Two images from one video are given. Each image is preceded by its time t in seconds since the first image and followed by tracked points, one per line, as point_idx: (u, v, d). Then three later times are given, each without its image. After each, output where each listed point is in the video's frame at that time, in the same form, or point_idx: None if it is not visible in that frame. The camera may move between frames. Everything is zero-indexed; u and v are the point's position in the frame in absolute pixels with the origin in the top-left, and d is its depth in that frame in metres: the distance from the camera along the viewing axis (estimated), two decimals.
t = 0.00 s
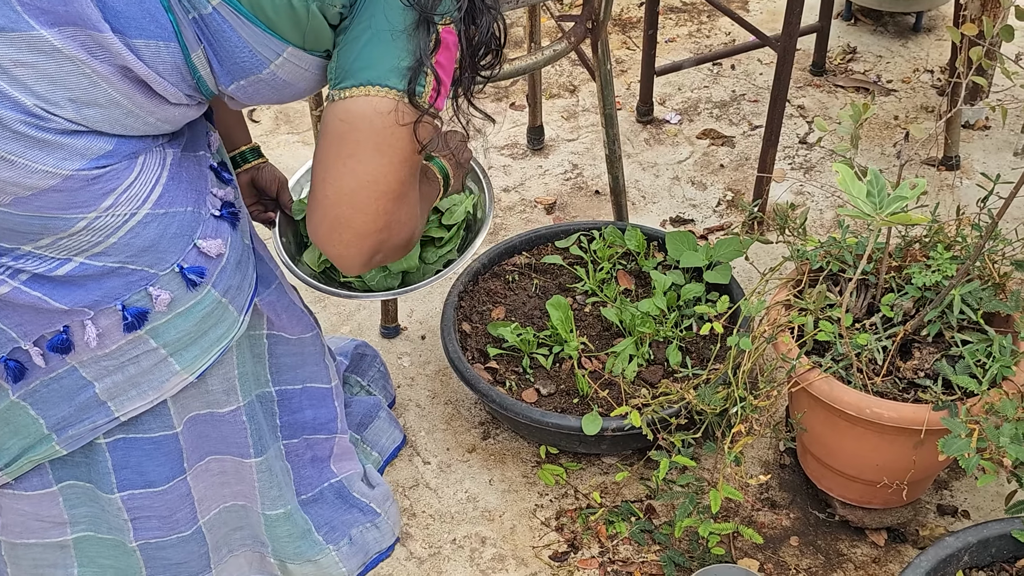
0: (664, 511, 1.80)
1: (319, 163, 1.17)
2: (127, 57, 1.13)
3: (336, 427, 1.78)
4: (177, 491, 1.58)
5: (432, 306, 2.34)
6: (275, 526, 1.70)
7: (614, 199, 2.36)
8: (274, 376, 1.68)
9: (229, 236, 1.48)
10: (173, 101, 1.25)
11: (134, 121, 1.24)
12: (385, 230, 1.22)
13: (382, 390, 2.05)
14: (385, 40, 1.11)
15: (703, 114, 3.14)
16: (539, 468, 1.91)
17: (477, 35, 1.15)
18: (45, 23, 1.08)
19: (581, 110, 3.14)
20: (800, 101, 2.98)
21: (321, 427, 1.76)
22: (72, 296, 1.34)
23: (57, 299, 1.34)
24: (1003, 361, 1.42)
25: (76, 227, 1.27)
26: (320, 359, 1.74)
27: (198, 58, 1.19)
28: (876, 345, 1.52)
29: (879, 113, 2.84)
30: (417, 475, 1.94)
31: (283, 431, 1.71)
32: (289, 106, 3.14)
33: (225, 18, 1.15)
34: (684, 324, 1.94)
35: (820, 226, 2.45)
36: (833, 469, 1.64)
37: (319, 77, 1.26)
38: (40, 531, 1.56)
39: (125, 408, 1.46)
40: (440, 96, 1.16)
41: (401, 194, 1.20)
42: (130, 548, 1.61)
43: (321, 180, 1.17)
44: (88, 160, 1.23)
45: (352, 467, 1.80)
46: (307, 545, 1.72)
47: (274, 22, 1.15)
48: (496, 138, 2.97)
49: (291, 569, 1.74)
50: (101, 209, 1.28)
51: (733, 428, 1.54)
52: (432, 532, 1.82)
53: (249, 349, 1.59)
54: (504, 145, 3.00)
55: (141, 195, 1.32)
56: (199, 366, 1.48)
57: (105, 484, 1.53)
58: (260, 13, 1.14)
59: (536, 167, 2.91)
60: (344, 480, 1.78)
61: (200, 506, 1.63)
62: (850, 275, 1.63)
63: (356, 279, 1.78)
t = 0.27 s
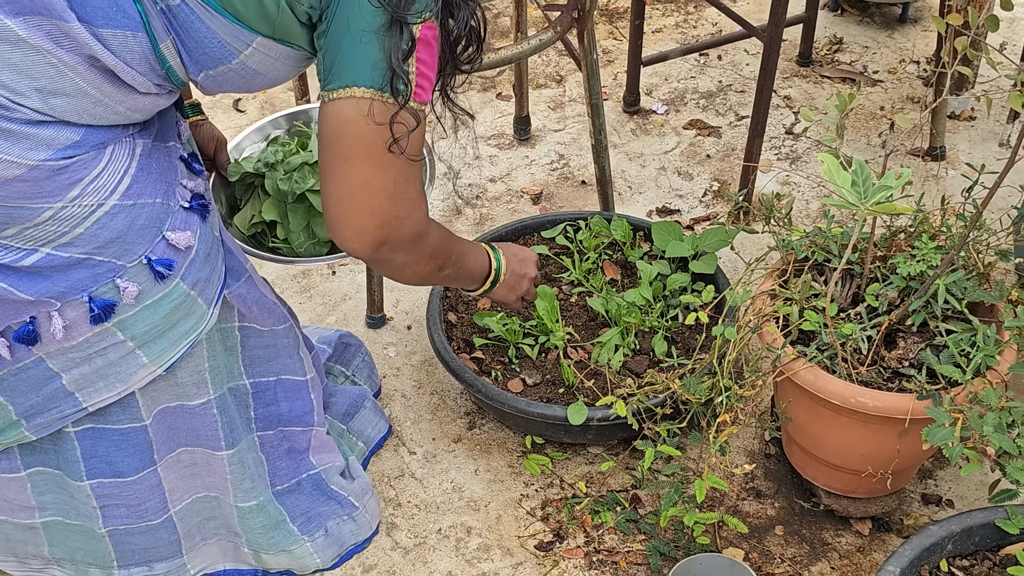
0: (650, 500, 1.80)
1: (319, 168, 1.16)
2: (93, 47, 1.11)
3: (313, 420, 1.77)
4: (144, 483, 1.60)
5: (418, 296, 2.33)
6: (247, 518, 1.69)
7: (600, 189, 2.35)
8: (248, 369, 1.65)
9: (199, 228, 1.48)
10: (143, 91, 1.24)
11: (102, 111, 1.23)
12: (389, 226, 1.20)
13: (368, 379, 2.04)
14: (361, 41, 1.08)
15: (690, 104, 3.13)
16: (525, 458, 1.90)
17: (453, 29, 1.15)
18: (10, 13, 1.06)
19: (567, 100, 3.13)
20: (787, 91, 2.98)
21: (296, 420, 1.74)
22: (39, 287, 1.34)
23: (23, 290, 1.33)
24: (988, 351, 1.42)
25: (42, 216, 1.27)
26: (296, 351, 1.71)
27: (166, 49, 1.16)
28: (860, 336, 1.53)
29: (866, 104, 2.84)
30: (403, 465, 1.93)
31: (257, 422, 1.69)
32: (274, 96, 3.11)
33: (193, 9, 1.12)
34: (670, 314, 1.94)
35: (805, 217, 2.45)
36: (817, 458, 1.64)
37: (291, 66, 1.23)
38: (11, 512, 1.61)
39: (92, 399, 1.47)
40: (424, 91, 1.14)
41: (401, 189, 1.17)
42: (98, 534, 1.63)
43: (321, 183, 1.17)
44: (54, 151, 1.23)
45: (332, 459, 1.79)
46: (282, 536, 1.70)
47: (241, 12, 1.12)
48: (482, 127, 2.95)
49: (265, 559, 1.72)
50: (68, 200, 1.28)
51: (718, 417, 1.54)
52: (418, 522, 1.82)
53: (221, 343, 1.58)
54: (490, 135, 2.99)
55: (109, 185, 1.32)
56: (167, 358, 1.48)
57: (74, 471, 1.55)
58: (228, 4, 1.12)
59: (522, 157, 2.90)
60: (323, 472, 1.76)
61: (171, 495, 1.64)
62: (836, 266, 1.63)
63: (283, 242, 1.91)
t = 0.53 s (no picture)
0: (630, 489, 1.79)
1: (354, 152, 1.30)
2: (92, 49, 1.11)
3: (297, 399, 1.74)
4: (136, 473, 1.57)
5: (399, 285, 2.32)
6: (235, 504, 1.67)
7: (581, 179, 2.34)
8: (233, 353, 1.63)
9: (191, 210, 1.45)
10: (134, 88, 1.23)
11: (96, 107, 1.23)
12: (420, 178, 1.37)
13: (348, 368, 2.03)
14: (370, 47, 1.15)
15: (671, 94, 3.13)
16: (505, 447, 1.89)
17: (447, 23, 1.17)
18: (10, 15, 1.05)
19: (549, 90, 3.12)
20: (767, 81, 2.98)
21: (282, 402, 1.72)
22: (38, 274, 1.30)
23: (24, 276, 1.30)
24: (965, 338, 1.42)
25: (41, 207, 1.24)
26: (278, 333, 1.69)
27: (160, 52, 1.18)
28: (840, 322, 1.53)
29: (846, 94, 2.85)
30: (384, 454, 1.92)
31: (244, 408, 1.67)
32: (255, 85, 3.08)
33: (193, 12, 1.14)
34: (651, 302, 1.93)
35: (786, 206, 2.45)
36: (798, 445, 1.65)
37: (278, 65, 1.26)
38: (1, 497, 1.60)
39: (91, 384, 1.44)
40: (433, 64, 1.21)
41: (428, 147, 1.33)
42: (86, 525, 1.60)
43: (356, 162, 1.32)
44: (52, 142, 1.20)
45: (315, 445, 1.77)
46: (261, 523, 1.69)
47: (237, 17, 1.15)
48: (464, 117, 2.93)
49: (245, 547, 1.70)
50: (67, 188, 1.24)
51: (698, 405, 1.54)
52: (399, 511, 1.80)
53: (212, 328, 1.55)
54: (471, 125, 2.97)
55: (105, 171, 1.28)
56: (165, 343, 1.45)
57: (67, 458, 1.52)
58: (225, 9, 1.13)
59: (503, 147, 2.89)
60: (305, 459, 1.75)
61: (162, 486, 1.62)
62: (815, 253, 1.63)
63: (248, 208, 1.82)
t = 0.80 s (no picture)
0: (609, 482, 1.80)
1: (331, 139, 1.30)
2: (84, 40, 1.10)
3: (278, 390, 1.74)
4: (128, 468, 1.55)
5: (379, 282, 2.31)
6: (221, 496, 1.67)
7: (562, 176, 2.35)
8: (215, 346, 1.63)
9: (180, 203, 1.45)
10: (125, 79, 1.22)
11: (88, 100, 1.22)
12: (394, 168, 1.36)
13: (328, 363, 2.02)
14: (353, 32, 1.15)
15: (651, 92, 3.14)
16: (485, 441, 1.89)
17: (427, 10, 1.18)
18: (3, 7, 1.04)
19: (529, 88, 3.12)
20: (746, 79, 3.00)
21: (264, 394, 1.72)
22: (31, 269, 1.29)
23: (16, 272, 1.29)
24: (939, 332, 1.44)
25: (35, 201, 1.22)
26: (259, 325, 1.68)
27: (150, 42, 1.18)
28: (816, 316, 1.54)
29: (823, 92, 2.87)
30: (365, 449, 1.91)
31: (228, 401, 1.67)
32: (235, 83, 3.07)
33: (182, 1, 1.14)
34: (630, 298, 1.94)
35: (764, 202, 2.47)
36: (776, 439, 1.66)
37: (264, 52, 1.27)
38: None
39: (82, 379, 1.42)
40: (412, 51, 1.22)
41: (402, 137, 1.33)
42: (77, 527, 1.57)
43: (330, 148, 1.32)
44: (46, 135, 1.19)
45: (298, 438, 1.76)
46: (247, 518, 1.68)
47: (225, 4, 1.15)
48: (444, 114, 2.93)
49: (231, 541, 1.70)
50: (59, 182, 1.23)
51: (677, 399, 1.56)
52: (380, 505, 1.80)
53: (199, 322, 1.55)
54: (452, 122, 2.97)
55: (97, 165, 1.28)
56: (156, 336, 1.45)
57: (58, 457, 1.50)
58: None
59: (484, 144, 2.89)
60: (289, 452, 1.74)
61: (152, 481, 1.60)
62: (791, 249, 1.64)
63: (230, 203, 1.82)
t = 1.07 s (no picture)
0: (594, 473, 1.81)
1: (319, 138, 1.30)
2: (70, 36, 1.11)
3: (265, 385, 1.74)
4: (114, 462, 1.55)
5: (365, 276, 2.32)
6: (208, 490, 1.67)
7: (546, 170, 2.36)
8: (202, 341, 1.63)
9: (166, 198, 1.45)
10: (111, 76, 1.23)
11: (74, 95, 1.23)
12: (384, 165, 1.37)
13: (315, 356, 2.03)
14: (337, 33, 1.15)
15: (635, 87, 3.16)
16: (471, 433, 1.90)
17: (411, 13, 1.19)
18: None
19: (514, 83, 3.13)
20: (729, 74, 3.02)
21: (250, 388, 1.72)
22: (18, 264, 1.29)
23: (3, 267, 1.29)
24: (918, 322, 1.46)
25: (21, 196, 1.22)
26: (247, 320, 1.69)
27: (136, 40, 1.18)
28: (797, 307, 1.56)
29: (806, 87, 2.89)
30: (351, 442, 1.92)
31: (214, 394, 1.67)
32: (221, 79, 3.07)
33: None
34: (614, 290, 1.96)
35: (747, 195, 2.49)
36: (759, 429, 1.67)
37: (249, 52, 1.27)
38: None
39: (68, 375, 1.42)
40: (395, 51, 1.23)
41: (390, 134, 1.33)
42: (64, 519, 1.58)
43: (319, 148, 1.32)
44: (33, 130, 1.20)
45: (285, 430, 1.76)
46: (234, 510, 1.68)
47: (211, 2, 1.15)
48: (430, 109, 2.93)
49: (218, 533, 1.70)
50: (45, 177, 1.24)
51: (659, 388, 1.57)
52: (366, 497, 1.81)
53: (185, 316, 1.55)
54: (437, 117, 2.98)
55: (83, 160, 1.27)
56: (142, 331, 1.44)
57: (44, 452, 1.50)
58: None
59: (469, 139, 2.89)
60: (275, 445, 1.74)
61: (139, 475, 1.60)
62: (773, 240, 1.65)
63: (216, 200, 1.81)
